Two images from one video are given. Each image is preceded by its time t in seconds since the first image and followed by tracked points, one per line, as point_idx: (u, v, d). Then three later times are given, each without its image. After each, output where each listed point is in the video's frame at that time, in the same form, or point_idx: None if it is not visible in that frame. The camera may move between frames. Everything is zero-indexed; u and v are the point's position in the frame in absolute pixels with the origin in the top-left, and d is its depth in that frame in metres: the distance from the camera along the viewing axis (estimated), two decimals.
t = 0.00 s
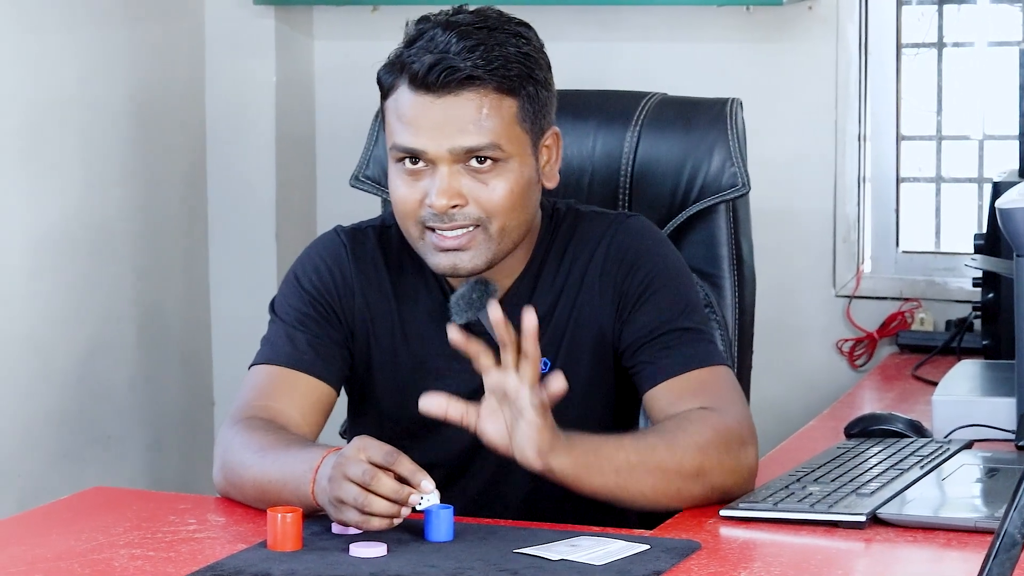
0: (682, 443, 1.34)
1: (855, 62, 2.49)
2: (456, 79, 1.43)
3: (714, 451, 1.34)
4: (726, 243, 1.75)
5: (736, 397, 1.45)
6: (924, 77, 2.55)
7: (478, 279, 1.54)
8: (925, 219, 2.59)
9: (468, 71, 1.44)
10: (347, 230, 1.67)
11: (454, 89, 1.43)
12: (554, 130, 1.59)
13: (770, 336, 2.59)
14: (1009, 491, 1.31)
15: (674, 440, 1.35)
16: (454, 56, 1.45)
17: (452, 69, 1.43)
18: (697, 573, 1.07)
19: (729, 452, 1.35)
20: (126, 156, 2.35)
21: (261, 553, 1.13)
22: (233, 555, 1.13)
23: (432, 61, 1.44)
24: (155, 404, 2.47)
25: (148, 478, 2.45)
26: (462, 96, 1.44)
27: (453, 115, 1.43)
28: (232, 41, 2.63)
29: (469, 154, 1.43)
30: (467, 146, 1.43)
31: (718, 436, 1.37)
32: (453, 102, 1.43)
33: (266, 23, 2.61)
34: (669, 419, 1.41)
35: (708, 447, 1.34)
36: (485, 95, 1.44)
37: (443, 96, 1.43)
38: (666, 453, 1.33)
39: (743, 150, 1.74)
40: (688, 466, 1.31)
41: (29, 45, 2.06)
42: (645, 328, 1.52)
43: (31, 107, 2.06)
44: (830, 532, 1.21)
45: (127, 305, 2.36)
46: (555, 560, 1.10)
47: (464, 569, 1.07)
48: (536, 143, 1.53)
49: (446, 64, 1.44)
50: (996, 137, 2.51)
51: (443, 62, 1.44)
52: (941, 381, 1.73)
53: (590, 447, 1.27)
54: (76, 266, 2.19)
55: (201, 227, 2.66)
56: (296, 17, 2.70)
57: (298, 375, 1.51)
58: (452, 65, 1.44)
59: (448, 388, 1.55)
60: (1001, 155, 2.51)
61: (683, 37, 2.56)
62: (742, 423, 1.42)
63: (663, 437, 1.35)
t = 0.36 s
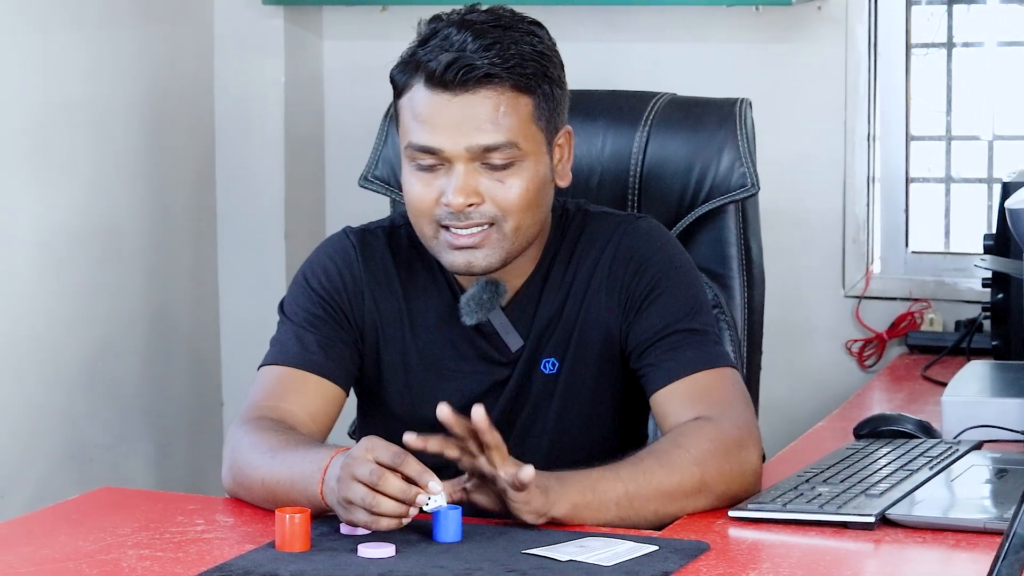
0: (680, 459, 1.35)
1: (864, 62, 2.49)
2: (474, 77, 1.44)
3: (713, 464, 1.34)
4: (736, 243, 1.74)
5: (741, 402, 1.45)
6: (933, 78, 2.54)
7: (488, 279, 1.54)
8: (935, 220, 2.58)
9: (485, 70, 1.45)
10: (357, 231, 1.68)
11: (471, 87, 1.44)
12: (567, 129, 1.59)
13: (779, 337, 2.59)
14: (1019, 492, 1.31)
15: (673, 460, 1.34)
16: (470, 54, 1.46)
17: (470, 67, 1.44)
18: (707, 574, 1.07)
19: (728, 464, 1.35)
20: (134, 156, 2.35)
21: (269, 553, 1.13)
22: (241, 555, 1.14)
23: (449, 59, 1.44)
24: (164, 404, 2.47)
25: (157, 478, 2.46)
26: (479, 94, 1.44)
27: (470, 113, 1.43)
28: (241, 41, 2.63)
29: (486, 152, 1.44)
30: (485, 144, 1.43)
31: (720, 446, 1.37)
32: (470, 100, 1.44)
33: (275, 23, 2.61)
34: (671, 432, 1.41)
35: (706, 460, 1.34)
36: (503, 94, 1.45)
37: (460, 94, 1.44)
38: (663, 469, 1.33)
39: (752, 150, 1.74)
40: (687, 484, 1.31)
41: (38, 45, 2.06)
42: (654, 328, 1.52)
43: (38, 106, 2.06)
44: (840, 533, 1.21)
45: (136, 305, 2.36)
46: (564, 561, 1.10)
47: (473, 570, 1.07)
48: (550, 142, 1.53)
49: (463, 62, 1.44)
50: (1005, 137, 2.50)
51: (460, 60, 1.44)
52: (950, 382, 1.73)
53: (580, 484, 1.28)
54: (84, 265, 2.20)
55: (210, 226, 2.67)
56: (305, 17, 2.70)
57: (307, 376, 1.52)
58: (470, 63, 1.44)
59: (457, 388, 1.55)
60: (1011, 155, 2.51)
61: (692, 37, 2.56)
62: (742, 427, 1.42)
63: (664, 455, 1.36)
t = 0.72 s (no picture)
0: (701, 457, 1.34)
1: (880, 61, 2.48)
2: (492, 74, 1.44)
3: (737, 464, 1.34)
4: (750, 242, 1.74)
5: (759, 403, 1.45)
6: (949, 76, 2.53)
7: (504, 279, 1.54)
8: (949, 219, 2.58)
9: (503, 68, 1.45)
10: (372, 230, 1.68)
11: (489, 84, 1.44)
12: (582, 126, 1.60)
13: (794, 336, 2.58)
14: None
15: (694, 458, 1.34)
16: (488, 53, 1.46)
17: (488, 64, 1.44)
18: (722, 572, 1.07)
19: (751, 465, 1.35)
20: (148, 155, 2.36)
21: (284, 551, 1.13)
22: (257, 553, 1.14)
23: (466, 57, 1.45)
24: (178, 403, 2.48)
25: (171, 477, 2.46)
26: (497, 92, 1.44)
27: (488, 111, 1.44)
28: (255, 40, 2.64)
29: (504, 151, 1.44)
30: (502, 143, 1.43)
31: (741, 446, 1.37)
32: (489, 98, 1.44)
33: (289, 22, 2.62)
34: (692, 430, 1.41)
35: (730, 460, 1.34)
36: (520, 91, 1.45)
37: (478, 92, 1.44)
38: (686, 469, 1.32)
39: (767, 149, 1.74)
40: (710, 484, 1.31)
41: (53, 43, 2.07)
42: (670, 327, 1.52)
43: (53, 106, 2.07)
44: (854, 532, 1.21)
45: (150, 304, 2.37)
46: (579, 559, 1.10)
47: (488, 568, 1.07)
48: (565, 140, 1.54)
49: (481, 60, 1.45)
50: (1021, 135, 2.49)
51: (478, 58, 1.45)
52: (965, 381, 1.72)
53: (611, 483, 1.28)
54: (100, 264, 2.21)
55: (225, 226, 2.67)
56: (319, 16, 2.71)
57: (321, 374, 1.52)
58: (488, 61, 1.45)
59: (472, 387, 1.55)
60: None
61: (706, 35, 2.56)
62: (761, 427, 1.42)
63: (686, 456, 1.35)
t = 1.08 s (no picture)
0: (713, 459, 1.34)
1: (888, 60, 2.48)
2: (508, 71, 1.46)
3: (748, 468, 1.34)
4: (759, 242, 1.74)
5: (768, 403, 1.45)
6: (957, 76, 2.53)
7: (513, 279, 1.54)
8: (958, 218, 2.57)
9: (519, 65, 1.46)
10: (382, 229, 1.68)
11: (504, 81, 1.46)
12: (593, 126, 1.61)
13: (802, 336, 2.58)
14: None
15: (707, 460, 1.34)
16: (503, 50, 1.48)
17: (504, 61, 1.46)
18: (731, 572, 1.07)
19: (762, 468, 1.35)
20: (156, 155, 2.36)
21: (294, 551, 1.13)
22: (267, 553, 1.14)
23: (482, 55, 1.47)
24: (186, 402, 2.48)
25: (179, 477, 2.46)
26: (513, 88, 1.46)
27: (503, 108, 1.45)
28: (263, 39, 2.64)
29: (519, 147, 1.45)
30: (517, 139, 1.44)
31: (752, 449, 1.37)
32: (504, 94, 1.45)
33: (298, 21, 2.62)
34: (703, 432, 1.42)
35: (742, 464, 1.34)
36: (535, 89, 1.47)
37: (494, 89, 1.46)
38: (699, 474, 1.32)
39: (776, 148, 1.73)
40: (723, 489, 1.31)
41: (62, 43, 2.07)
42: (679, 327, 1.52)
43: (62, 106, 2.07)
44: (864, 532, 1.21)
45: (157, 304, 2.37)
46: (589, 559, 1.10)
47: (498, 568, 1.07)
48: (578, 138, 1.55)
49: (497, 57, 1.47)
50: None
51: (493, 56, 1.47)
52: (975, 381, 1.72)
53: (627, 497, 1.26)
54: (108, 264, 2.21)
55: (232, 226, 2.67)
56: (328, 15, 2.71)
57: (330, 373, 1.52)
58: (503, 58, 1.46)
59: (481, 386, 1.56)
60: None
61: (715, 35, 2.56)
62: (772, 428, 1.42)
63: (698, 459, 1.35)
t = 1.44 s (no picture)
0: (724, 458, 1.35)
1: (898, 59, 2.47)
2: (523, 66, 1.46)
3: (757, 468, 1.34)
4: (768, 240, 1.74)
5: (778, 402, 1.45)
6: (967, 75, 2.52)
7: (522, 278, 1.54)
8: (968, 218, 2.57)
9: (534, 60, 1.47)
10: (390, 227, 1.68)
11: (520, 77, 1.47)
12: (605, 123, 1.62)
13: (811, 335, 2.58)
14: None
15: (716, 459, 1.35)
16: (517, 46, 1.48)
17: (519, 56, 1.47)
18: (741, 571, 1.07)
19: (771, 468, 1.36)
20: (165, 156, 2.36)
21: (304, 550, 1.13)
22: (276, 552, 1.14)
23: (497, 51, 1.47)
24: (194, 401, 2.49)
25: (187, 476, 2.47)
26: (528, 84, 1.46)
27: (519, 103, 1.46)
28: (271, 39, 2.64)
29: (535, 143, 1.45)
30: (533, 134, 1.45)
31: (762, 448, 1.37)
32: (519, 90, 1.46)
33: (306, 20, 2.62)
34: (713, 431, 1.41)
35: (751, 464, 1.34)
36: (550, 84, 1.47)
37: (510, 84, 1.46)
38: (709, 473, 1.32)
39: (785, 147, 1.73)
40: (732, 488, 1.31)
41: (70, 42, 2.07)
42: (689, 326, 1.52)
43: (71, 105, 2.08)
44: (873, 531, 1.21)
45: (166, 303, 2.37)
46: (598, 558, 1.10)
47: (507, 567, 1.07)
48: (591, 135, 1.56)
49: (512, 52, 1.47)
50: None
51: (509, 51, 1.47)
52: (985, 380, 1.72)
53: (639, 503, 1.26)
54: (116, 263, 2.21)
55: (241, 224, 2.68)
56: (336, 14, 2.71)
57: (339, 372, 1.52)
58: (518, 53, 1.47)
59: (490, 385, 1.56)
60: None
61: (723, 34, 2.56)
62: (781, 427, 1.42)
63: (707, 458, 1.35)
